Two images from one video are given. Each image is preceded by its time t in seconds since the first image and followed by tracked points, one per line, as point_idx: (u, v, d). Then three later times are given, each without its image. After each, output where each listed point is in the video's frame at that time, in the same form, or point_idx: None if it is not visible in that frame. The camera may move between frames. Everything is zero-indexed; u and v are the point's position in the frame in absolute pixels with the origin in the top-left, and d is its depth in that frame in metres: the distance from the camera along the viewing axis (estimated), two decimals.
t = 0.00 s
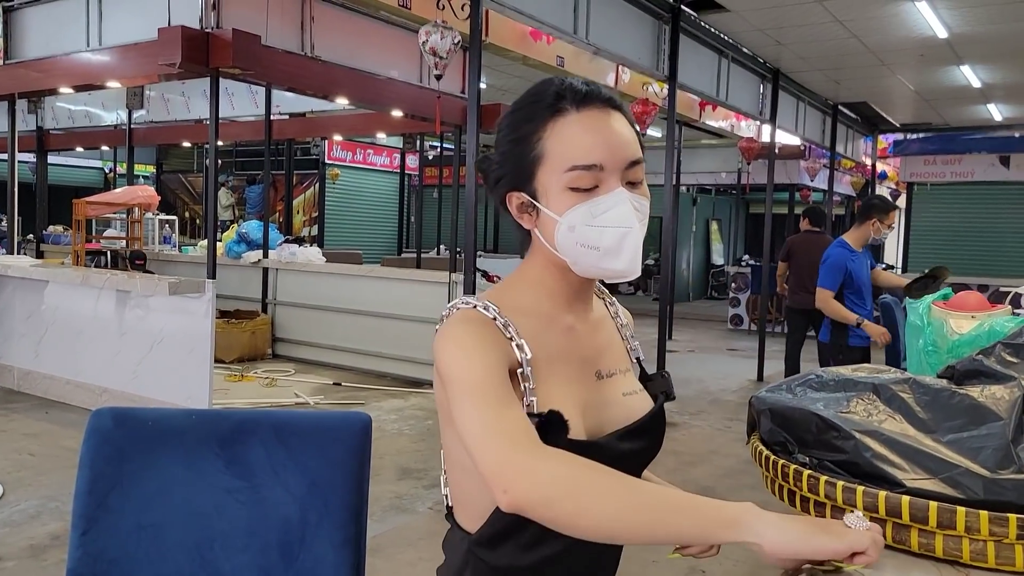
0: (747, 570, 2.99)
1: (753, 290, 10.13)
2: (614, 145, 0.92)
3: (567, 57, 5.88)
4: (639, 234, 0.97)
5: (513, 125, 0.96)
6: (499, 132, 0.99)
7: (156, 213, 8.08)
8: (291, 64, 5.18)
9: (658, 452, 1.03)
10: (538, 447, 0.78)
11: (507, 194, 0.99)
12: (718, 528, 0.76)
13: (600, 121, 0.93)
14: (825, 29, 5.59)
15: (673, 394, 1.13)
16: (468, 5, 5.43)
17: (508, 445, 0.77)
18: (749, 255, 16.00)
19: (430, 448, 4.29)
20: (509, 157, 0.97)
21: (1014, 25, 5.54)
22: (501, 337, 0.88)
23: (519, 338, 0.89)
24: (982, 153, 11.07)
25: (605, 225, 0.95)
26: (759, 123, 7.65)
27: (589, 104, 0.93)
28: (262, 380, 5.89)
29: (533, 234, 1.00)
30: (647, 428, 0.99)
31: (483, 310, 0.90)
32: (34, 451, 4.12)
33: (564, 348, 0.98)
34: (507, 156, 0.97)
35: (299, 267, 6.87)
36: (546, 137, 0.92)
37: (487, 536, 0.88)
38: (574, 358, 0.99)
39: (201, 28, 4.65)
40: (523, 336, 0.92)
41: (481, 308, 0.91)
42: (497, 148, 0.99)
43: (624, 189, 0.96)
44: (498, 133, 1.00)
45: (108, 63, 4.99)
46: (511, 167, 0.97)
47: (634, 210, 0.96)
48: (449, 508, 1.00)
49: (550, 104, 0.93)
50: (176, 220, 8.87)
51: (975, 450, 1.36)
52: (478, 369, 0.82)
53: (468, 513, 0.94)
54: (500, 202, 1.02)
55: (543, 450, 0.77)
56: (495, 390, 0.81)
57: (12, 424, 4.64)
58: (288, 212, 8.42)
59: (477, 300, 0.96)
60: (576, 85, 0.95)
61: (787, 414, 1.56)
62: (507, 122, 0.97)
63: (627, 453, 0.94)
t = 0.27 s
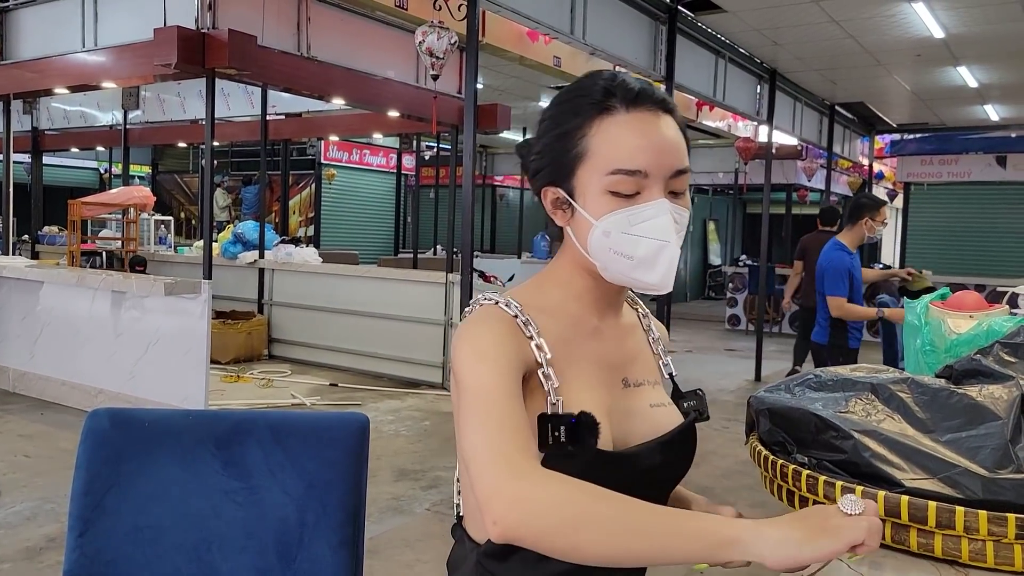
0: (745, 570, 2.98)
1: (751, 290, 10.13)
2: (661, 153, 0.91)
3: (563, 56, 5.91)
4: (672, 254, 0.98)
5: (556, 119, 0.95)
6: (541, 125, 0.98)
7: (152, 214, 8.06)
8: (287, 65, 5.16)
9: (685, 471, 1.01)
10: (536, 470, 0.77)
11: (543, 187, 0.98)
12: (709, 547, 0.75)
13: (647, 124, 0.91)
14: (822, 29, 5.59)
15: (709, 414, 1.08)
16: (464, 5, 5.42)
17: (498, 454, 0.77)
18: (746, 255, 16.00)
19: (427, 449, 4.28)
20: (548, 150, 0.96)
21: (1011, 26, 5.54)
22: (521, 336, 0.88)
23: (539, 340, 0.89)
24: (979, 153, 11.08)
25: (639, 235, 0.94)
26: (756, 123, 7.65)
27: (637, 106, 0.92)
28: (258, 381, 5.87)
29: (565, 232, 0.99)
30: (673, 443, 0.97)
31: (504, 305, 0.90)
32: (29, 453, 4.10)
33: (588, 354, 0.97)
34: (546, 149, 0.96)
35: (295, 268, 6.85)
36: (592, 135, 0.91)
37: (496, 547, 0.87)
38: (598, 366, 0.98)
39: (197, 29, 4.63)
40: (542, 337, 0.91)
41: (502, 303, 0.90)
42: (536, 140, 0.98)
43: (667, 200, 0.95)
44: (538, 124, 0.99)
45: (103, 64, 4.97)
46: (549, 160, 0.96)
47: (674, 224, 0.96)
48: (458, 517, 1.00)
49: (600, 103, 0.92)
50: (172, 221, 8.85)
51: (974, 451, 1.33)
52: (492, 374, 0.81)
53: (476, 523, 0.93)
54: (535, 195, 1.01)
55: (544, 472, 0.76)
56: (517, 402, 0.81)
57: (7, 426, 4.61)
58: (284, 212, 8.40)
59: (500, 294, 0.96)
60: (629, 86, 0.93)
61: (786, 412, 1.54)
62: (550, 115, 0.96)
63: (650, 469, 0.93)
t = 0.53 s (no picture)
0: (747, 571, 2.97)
1: (752, 291, 10.12)
2: (702, 157, 0.90)
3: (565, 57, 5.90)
4: (692, 264, 1.00)
5: (595, 102, 0.92)
6: (576, 105, 0.95)
7: (153, 214, 8.05)
8: (288, 65, 5.15)
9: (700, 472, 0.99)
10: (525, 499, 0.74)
11: (570, 171, 0.96)
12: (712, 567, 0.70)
13: (689, 124, 0.90)
14: (823, 29, 5.59)
15: (723, 415, 1.08)
16: (466, 5, 5.41)
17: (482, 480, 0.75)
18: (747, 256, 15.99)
19: (428, 450, 4.27)
20: (583, 130, 0.94)
21: (1012, 25, 5.54)
22: (515, 339, 0.87)
23: (535, 342, 0.88)
24: (980, 153, 11.07)
25: (666, 236, 0.94)
26: (758, 123, 7.65)
27: (683, 106, 0.91)
28: (259, 381, 5.86)
29: (581, 220, 0.98)
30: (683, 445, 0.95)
31: (504, 308, 0.90)
32: (29, 453, 4.08)
33: (595, 355, 0.96)
34: (580, 129, 0.94)
35: (296, 268, 6.84)
36: (634, 127, 0.89)
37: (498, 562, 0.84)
38: (606, 366, 0.97)
39: (198, 28, 4.62)
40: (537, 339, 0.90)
41: (499, 305, 0.90)
42: (569, 119, 0.96)
43: (698, 205, 0.94)
44: (572, 103, 0.96)
45: (104, 64, 4.96)
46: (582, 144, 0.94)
47: (699, 229, 0.95)
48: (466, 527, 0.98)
49: (650, 96, 0.90)
50: (172, 221, 8.83)
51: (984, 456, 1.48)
52: (480, 393, 0.79)
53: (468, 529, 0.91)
54: (556, 177, 0.99)
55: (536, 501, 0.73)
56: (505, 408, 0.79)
57: (7, 426, 4.60)
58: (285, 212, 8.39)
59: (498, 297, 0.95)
60: (679, 84, 0.92)
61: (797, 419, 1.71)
62: (589, 95, 0.94)
63: (657, 473, 0.91)
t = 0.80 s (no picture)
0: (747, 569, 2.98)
1: (753, 290, 10.13)
2: (679, 153, 0.91)
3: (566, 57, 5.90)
4: (673, 266, 1.00)
5: (566, 98, 0.93)
6: (545, 100, 0.95)
7: (154, 214, 8.06)
8: (289, 64, 5.16)
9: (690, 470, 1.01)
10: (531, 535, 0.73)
11: (539, 170, 0.96)
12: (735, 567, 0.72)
13: (663, 120, 0.91)
14: (824, 28, 5.59)
15: (702, 407, 1.09)
16: (467, 3, 5.40)
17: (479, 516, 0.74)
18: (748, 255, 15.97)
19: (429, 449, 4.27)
20: (555, 126, 0.93)
21: (1013, 25, 5.54)
22: (489, 353, 0.87)
23: (509, 354, 0.89)
24: (981, 152, 11.06)
25: (644, 238, 0.94)
26: (758, 123, 7.65)
27: (656, 102, 0.92)
28: (260, 381, 5.86)
29: (548, 221, 0.98)
30: (669, 445, 0.97)
31: (475, 322, 0.90)
32: (31, 453, 4.09)
33: (570, 360, 0.97)
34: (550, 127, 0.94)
35: (297, 268, 6.85)
36: (613, 125, 0.90)
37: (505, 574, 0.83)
38: (581, 370, 0.98)
39: (199, 28, 4.62)
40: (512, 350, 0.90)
41: (466, 319, 0.90)
42: (537, 115, 0.95)
43: (674, 204, 0.95)
44: (540, 98, 0.96)
45: (105, 63, 4.96)
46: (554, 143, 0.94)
47: (674, 227, 0.97)
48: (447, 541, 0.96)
49: (625, 91, 0.91)
50: (174, 220, 8.84)
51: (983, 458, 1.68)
52: (458, 422, 0.79)
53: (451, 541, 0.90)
54: (523, 176, 0.98)
55: (542, 536, 0.73)
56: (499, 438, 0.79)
57: (8, 426, 4.61)
58: (286, 211, 8.39)
59: (464, 309, 0.94)
60: (649, 79, 0.93)
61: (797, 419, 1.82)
62: (559, 90, 0.94)
63: (645, 477, 0.91)
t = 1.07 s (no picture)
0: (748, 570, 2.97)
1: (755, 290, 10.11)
2: (656, 155, 0.91)
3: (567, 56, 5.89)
4: (653, 267, 1.01)
5: (536, 98, 0.91)
6: (514, 97, 0.92)
7: (155, 214, 8.05)
8: (289, 64, 5.15)
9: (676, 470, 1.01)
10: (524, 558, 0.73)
11: (512, 174, 0.94)
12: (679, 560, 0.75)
13: (640, 121, 0.91)
14: (826, 28, 5.58)
15: (678, 401, 1.10)
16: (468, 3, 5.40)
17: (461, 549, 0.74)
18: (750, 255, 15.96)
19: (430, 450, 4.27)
20: (527, 127, 0.92)
21: (1015, 24, 5.53)
22: (468, 365, 0.86)
23: (489, 364, 0.87)
24: (983, 152, 11.04)
25: (621, 241, 0.94)
26: (760, 123, 7.64)
27: (630, 102, 0.92)
28: (261, 381, 5.86)
29: (523, 224, 0.96)
30: (655, 444, 0.97)
31: (449, 332, 0.88)
32: (31, 453, 4.09)
33: (550, 366, 0.96)
34: (521, 127, 0.92)
35: (298, 268, 6.84)
36: (589, 127, 0.89)
37: None
38: (562, 375, 0.97)
39: (199, 28, 4.61)
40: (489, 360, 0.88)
41: (440, 329, 0.88)
42: (504, 115, 0.93)
43: (651, 204, 0.95)
44: (507, 96, 0.93)
45: (105, 63, 4.95)
46: (526, 145, 0.92)
47: (652, 227, 0.97)
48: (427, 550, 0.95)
49: (599, 92, 0.90)
50: (175, 220, 8.83)
51: (984, 450, 1.90)
52: (435, 445, 0.78)
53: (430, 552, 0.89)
54: (492, 177, 0.96)
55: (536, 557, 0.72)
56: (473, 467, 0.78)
57: (9, 426, 4.61)
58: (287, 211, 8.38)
59: (437, 319, 0.92)
60: (620, 78, 0.93)
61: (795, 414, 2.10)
62: (529, 89, 0.92)
63: (635, 480, 0.90)
